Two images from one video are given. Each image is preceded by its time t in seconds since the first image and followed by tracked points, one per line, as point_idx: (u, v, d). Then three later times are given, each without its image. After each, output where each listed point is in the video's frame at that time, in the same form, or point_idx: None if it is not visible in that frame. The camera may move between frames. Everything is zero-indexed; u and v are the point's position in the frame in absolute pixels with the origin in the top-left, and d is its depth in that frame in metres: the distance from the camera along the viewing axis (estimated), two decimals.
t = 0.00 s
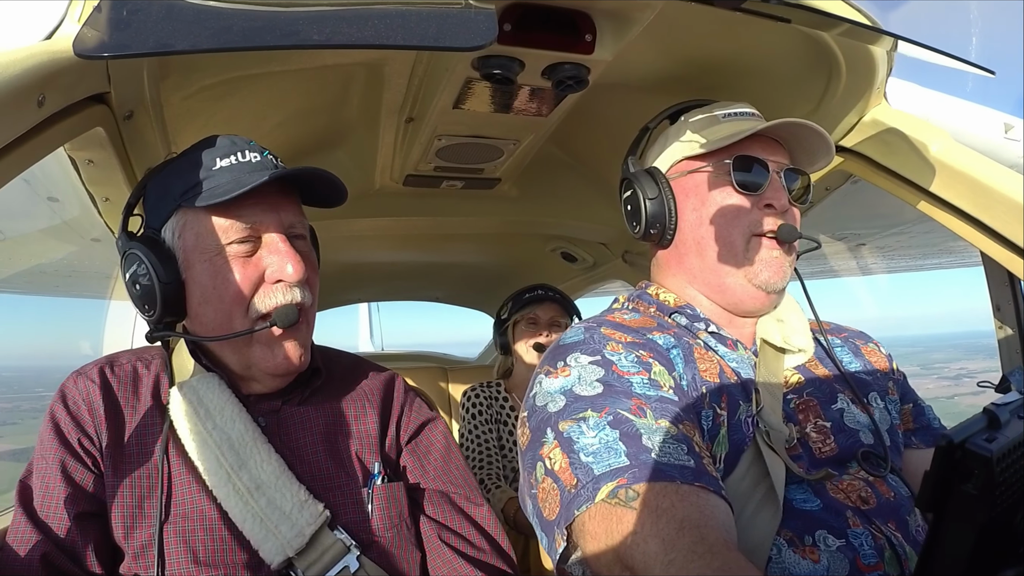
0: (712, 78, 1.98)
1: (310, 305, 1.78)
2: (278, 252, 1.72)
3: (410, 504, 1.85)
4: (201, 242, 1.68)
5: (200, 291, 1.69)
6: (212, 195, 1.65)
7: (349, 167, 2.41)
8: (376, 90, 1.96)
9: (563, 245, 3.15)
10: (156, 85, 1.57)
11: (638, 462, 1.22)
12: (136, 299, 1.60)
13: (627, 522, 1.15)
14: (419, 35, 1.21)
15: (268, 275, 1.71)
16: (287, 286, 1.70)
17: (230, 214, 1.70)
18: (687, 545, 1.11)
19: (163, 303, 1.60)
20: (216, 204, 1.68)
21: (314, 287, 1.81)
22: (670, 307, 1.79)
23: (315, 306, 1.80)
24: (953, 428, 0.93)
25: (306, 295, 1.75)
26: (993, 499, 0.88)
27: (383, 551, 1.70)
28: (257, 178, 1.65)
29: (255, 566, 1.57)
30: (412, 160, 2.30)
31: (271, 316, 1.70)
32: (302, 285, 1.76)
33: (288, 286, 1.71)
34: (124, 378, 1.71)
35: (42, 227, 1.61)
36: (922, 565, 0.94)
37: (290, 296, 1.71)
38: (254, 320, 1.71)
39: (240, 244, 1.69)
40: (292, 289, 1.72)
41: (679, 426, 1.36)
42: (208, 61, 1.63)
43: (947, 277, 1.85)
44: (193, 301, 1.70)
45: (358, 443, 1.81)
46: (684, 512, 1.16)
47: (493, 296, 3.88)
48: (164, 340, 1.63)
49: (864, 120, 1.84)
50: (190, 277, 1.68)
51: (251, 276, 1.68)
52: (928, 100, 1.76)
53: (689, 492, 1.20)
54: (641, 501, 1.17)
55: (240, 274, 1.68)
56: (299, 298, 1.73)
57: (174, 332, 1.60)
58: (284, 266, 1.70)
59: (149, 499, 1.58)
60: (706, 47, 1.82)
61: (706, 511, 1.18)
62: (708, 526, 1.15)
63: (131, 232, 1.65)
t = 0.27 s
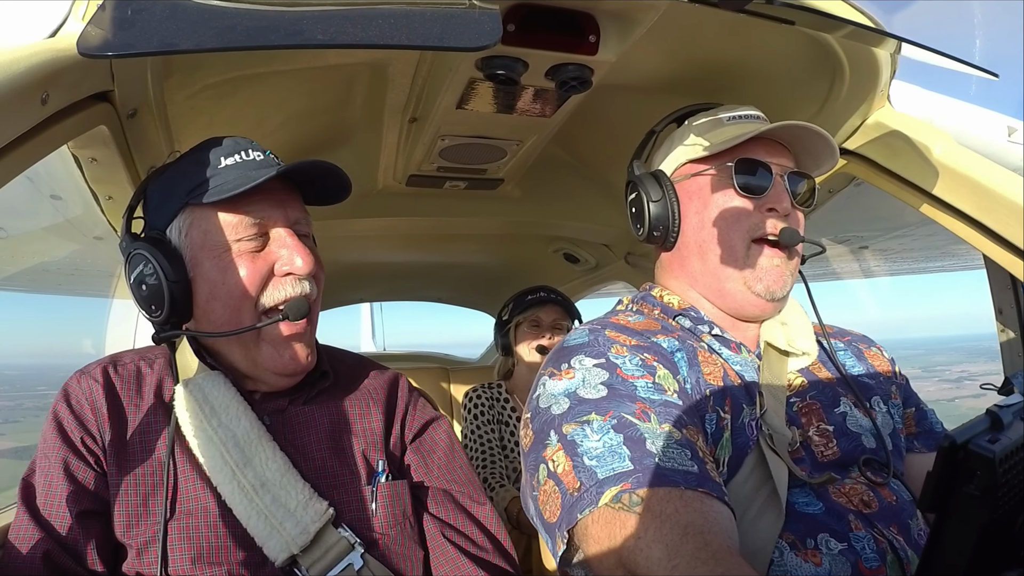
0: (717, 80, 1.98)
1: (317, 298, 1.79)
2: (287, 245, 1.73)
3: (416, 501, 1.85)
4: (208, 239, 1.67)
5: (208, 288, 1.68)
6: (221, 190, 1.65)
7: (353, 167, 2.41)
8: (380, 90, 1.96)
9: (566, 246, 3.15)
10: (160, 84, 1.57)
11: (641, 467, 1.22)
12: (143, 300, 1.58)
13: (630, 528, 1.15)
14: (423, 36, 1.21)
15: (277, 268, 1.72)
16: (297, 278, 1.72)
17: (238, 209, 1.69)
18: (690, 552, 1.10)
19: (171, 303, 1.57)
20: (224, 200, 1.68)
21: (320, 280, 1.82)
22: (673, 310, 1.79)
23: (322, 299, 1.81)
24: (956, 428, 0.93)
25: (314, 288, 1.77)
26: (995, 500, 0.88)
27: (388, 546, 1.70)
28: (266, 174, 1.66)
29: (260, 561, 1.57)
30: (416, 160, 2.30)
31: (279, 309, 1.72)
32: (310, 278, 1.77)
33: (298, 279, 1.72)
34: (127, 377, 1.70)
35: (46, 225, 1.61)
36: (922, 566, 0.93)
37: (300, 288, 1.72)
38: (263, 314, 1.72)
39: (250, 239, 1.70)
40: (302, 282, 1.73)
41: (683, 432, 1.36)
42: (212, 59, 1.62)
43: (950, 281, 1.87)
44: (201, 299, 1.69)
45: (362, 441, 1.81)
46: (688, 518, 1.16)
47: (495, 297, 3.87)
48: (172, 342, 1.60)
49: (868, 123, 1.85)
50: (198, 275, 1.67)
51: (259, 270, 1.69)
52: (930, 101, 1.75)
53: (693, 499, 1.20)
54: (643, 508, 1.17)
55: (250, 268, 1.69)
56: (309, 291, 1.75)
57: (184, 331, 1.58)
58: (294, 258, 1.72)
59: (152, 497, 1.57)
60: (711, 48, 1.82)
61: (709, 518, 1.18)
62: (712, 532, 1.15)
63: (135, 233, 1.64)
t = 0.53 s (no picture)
0: (720, 79, 1.98)
1: (318, 292, 1.80)
2: (289, 239, 1.74)
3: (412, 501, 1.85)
4: (210, 232, 1.67)
5: (209, 282, 1.68)
6: (223, 184, 1.65)
7: (355, 164, 2.41)
8: (382, 87, 1.96)
9: (567, 244, 3.15)
10: (162, 81, 1.57)
11: (641, 463, 1.22)
12: (142, 296, 1.58)
13: (630, 524, 1.15)
14: (426, 34, 1.21)
15: (278, 262, 1.72)
16: (298, 272, 1.73)
17: (241, 204, 1.70)
18: (690, 549, 1.11)
19: (172, 298, 1.57)
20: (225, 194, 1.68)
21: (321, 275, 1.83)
22: (674, 308, 1.79)
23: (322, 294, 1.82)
24: (955, 430, 0.93)
25: (316, 282, 1.77)
26: (994, 502, 0.88)
27: (385, 544, 1.70)
28: (267, 169, 1.66)
29: (257, 557, 1.58)
30: (417, 157, 2.29)
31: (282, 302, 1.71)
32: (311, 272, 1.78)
33: (299, 272, 1.73)
34: (126, 372, 1.70)
35: (47, 221, 1.61)
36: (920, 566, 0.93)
37: (301, 282, 1.73)
38: (266, 307, 1.71)
39: (251, 233, 1.70)
40: (303, 276, 1.74)
41: (683, 428, 1.36)
42: (215, 56, 1.62)
43: (950, 282, 1.87)
44: (202, 294, 1.69)
45: (359, 439, 1.81)
46: (688, 514, 1.16)
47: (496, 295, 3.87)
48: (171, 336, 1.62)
49: (868, 124, 1.85)
50: (199, 270, 1.67)
51: (261, 264, 1.69)
52: (935, 104, 1.76)
53: (693, 495, 1.20)
54: (643, 503, 1.17)
55: (251, 262, 1.69)
56: (310, 285, 1.75)
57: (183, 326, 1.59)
58: (295, 252, 1.72)
59: (150, 492, 1.58)
60: (713, 47, 1.81)
61: (710, 514, 1.18)
62: (712, 528, 1.15)
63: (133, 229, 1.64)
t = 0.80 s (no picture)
0: (721, 78, 1.98)
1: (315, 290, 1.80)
2: (287, 237, 1.74)
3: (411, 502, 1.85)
4: (209, 232, 1.67)
5: (207, 281, 1.68)
6: (223, 183, 1.64)
7: (356, 162, 2.41)
8: (384, 86, 1.96)
9: (568, 244, 3.15)
10: (163, 79, 1.57)
11: (635, 467, 1.22)
12: (141, 297, 1.57)
13: (621, 527, 1.16)
14: (428, 32, 1.21)
15: (276, 261, 1.73)
16: (297, 270, 1.73)
17: (238, 204, 1.70)
18: (683, 552, 1.11)
19: (171, 298, 1.57)
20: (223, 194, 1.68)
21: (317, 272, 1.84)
22: (673, 309, 1.79)
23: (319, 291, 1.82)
24: (952, 438, 0.92)
25: (313, 280, 1.78)
26: (993, 511, 0.88)
27: (383, 541, 1.70)
28: (264, 168, 1.66)
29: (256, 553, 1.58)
30: (419, 155, 2.29)
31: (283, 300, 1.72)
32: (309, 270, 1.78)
33: (297, 271, 1.73)
34: (124, 369, 1.70)
35: (49, 219, 1.61)
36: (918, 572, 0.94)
37: (300, 280, 1.74)
38: (268, 304, 1.71)
39: (249, 232, 1.70)
40: (301, 274, 1.75)
41: (679, 431, 1.36)
42: (216, 54, 1.62)
43: (950, 281, 1.86)
44: (201, 293, 1.69)
45: (357, 435, 1.81)
46: (681, 517, 1.16)
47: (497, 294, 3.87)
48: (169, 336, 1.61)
49: (871, 124, 1.85)
50: (197, 270, 1.67)
51: (260, 262, 1.69)
52: (937, 104, 1.76)
53: (687, 499, 1.20)
54: (637, 507, 1.17)
55: (250, 261, 1.69)
56: (308, 283, 1.76)
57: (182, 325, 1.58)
58: (293, 250, 1.73)
59: (149, 489, 1.58)
60: (715, 47, 1.81)
61: (702, 518, 1.18)
62: (705, 531, 1.16)
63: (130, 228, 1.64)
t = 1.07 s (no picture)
0: (722, 80, 1.98)
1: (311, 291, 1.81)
2: (280, 238, 1.74)
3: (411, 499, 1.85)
4: (204, 235, 1.67)
5: (202, 285, 1.68)
6: (221, 184, 1.65)
7: (357, 162, 2.41)
8: (385, 86, 1.96)
9: (568, 245, 3.15)
10: (165, 78, 1.57)
11: (632, 468, 1.22)
12: (134, 301, 1.55)
13: (621, 526, 1.15)
14: (430, 32, 1.21)
15: (270, 263, 1.73)
16: (290, 272, 1.73)
17: (228, 207, 1.69)
18: (682, 549, 1.11)
19: (165, 301, 1.56)
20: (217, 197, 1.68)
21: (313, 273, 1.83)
22: (673, 310, 1.79)
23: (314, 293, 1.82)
24: (953, 439, 0.93)
25: (308, 281, 1.79)
26: (993, 513, 0.87)
27: (382, 541, 1.71)
28: (257, 170, 1.66)
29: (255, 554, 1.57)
30: (419, 156, 2.30)
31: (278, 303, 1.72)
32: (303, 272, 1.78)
33: (291, 272, 1.73)
34: (123, 370, 1.70)
35: (50, 218, 1.61)
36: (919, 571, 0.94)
37: (294, 282, 1.74)
38: (262, 308, 1.72)
39: (242, 235, 1.70)
40: (295, 276, 1.75)
41: (677, 430, 1.36)
42: (218, 54, 1.62)
43: (953, 283, 1.86)
44: (195, 297, 1.69)
45: (357, 436, 1.81)
46: (678, 515, 1.16)
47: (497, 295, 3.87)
48: (165, 340, 1.59)
49: (873, 125, 1.86)
50: (191, 273, 1.67)
51: (254, 265, 1.70)
52: (937, 105, 1.76)
53: (684, 497, 1.20)
54: (634, 507, 1.17)
55: (243, 264, 1.69)
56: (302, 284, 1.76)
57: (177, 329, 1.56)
58: (286, 251, 1.73)
59: (149, 489, 1.58)
60: (716, 48, 1.81)
61: (700, 515, 1.18)
62: (703, 530, 1.16)
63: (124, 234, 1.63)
